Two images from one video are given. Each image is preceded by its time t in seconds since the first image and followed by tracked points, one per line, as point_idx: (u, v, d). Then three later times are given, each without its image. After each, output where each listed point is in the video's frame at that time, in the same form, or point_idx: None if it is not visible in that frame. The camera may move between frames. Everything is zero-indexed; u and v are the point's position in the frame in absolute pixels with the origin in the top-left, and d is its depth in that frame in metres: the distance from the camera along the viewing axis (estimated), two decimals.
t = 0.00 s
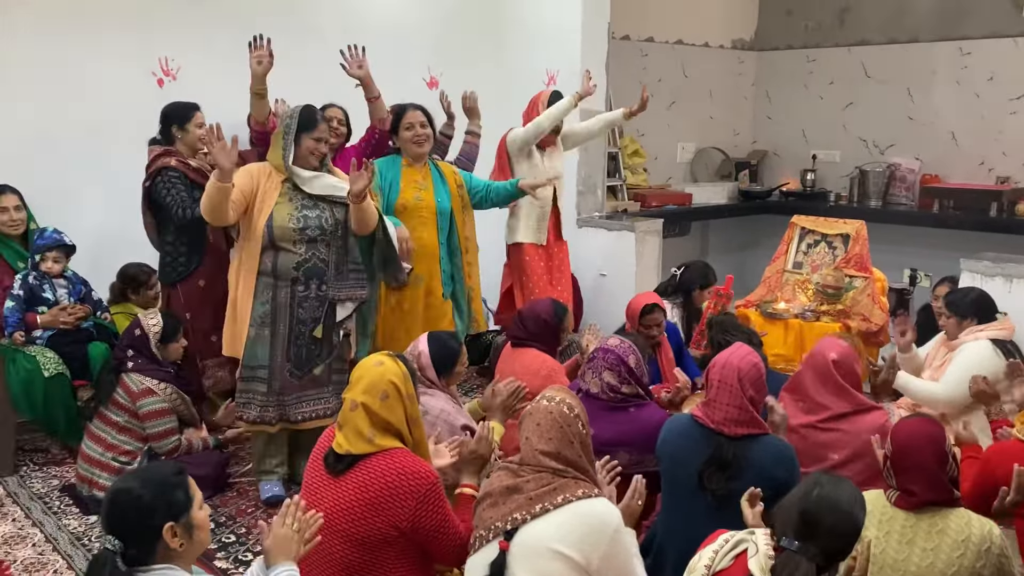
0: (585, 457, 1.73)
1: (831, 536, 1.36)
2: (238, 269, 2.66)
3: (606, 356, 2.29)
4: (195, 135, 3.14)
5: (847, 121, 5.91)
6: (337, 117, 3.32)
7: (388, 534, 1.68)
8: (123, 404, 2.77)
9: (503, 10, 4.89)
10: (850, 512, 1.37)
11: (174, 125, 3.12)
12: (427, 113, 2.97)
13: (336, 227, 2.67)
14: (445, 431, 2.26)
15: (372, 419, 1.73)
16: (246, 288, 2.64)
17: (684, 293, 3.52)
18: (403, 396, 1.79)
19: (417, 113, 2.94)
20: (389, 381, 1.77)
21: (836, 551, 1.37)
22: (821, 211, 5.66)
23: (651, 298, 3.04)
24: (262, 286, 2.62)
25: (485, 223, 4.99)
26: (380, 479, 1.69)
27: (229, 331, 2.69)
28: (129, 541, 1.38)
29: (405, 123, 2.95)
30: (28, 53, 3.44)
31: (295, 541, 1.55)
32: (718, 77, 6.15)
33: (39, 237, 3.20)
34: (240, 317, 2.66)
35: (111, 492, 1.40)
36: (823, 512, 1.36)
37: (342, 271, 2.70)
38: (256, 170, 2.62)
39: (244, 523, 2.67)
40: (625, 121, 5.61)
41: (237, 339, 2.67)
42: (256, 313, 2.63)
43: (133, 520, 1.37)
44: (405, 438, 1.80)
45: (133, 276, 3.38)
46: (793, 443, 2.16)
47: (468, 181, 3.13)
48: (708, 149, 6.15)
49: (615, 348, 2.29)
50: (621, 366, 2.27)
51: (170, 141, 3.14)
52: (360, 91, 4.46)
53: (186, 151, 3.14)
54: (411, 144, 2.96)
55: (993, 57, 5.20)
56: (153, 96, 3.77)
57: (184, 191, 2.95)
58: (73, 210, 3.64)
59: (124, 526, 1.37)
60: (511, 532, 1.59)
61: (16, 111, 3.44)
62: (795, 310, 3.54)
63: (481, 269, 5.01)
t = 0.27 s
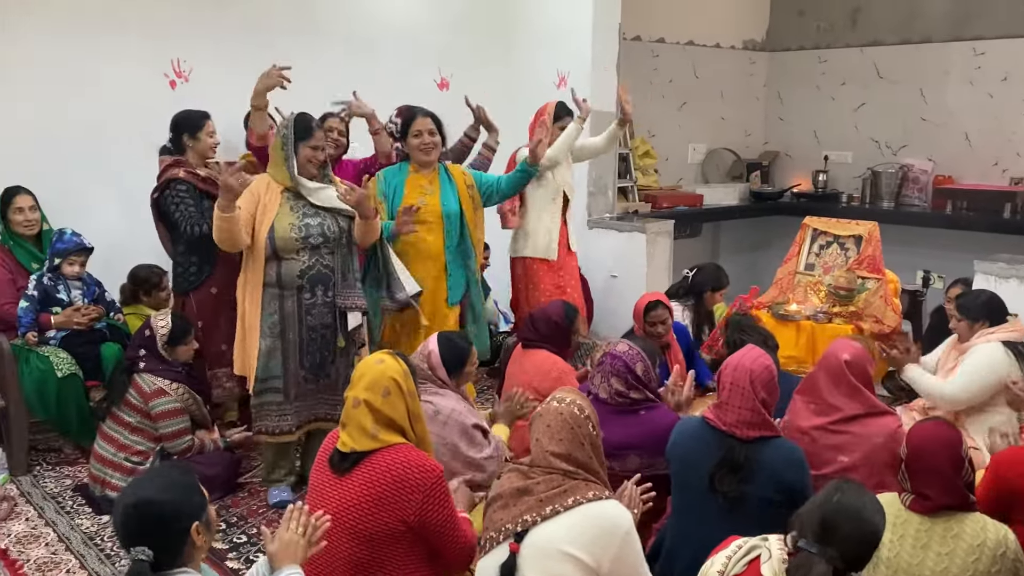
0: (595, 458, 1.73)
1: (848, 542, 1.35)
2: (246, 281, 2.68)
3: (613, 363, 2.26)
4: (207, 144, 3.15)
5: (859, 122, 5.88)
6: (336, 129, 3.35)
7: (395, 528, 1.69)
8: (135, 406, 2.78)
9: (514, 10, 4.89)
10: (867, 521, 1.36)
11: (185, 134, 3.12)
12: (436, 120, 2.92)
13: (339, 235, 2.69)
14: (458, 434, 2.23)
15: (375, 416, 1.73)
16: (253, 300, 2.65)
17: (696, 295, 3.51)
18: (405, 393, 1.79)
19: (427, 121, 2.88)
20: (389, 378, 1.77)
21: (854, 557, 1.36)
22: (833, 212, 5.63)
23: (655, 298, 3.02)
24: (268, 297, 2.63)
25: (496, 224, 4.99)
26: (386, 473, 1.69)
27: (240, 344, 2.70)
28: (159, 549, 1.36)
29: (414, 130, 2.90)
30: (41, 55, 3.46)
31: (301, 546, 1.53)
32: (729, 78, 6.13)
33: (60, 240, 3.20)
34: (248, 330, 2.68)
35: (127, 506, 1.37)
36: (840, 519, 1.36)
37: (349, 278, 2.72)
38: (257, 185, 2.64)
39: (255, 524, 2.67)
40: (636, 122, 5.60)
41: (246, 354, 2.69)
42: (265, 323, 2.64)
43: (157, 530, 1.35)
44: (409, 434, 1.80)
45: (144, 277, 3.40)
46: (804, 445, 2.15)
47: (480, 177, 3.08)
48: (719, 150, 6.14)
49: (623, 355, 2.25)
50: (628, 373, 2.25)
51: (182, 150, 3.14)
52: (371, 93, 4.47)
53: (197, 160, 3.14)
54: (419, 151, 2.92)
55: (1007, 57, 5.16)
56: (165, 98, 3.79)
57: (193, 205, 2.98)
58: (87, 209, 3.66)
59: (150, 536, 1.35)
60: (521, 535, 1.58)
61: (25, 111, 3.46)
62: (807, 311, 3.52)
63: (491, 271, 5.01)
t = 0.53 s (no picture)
0: (606, 460, 1.73)
1: (858, 542, 1.34)
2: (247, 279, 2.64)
3: (625, 365, 2.27)
4: (224, 137, 3.18)
5: (870, 122, 5.86)
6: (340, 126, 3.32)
7: (406, 522, 1.69)
8: (146, 406, 2.78)
9: (525, 11, 4.89)
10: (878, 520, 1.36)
11: (202, 128, 3.15)
12: (445, 116, 2.92)
13: (343, 229, 2.70)
14: (468, 431, 2.25)
15: (380, 412, 1.73)
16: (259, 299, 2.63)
17: (709, 295, 3.50)
18: (409, 389, 1.78)
19: (435, 116, 2.90)
20: (393, 374, 1.77)
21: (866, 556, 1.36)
22: (844, 214, 5.61)
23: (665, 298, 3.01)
24: (276, 295, 2.63)
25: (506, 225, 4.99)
26: (393, 469, 1.68)
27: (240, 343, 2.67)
28: (182, 558, 1.34)
29: (422, 126, 2.92)
30: (53, 56, 3.47)
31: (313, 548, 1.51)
32: (740, 79, 6.12)
33: (74, 241, 3.22)
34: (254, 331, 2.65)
35: (142, 518, 1.34)
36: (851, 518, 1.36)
37: (354, 273, 2.74)
38: (257, 178, 2.63)
39: (266, 524, 2.68)
40: (647, 123, 5.60)
41: (252, 355, 2.64)
42: (273, 322, 2.64)
43: (179, 540, 1.34)
44: (414, 430, 1.80)
45: (156, 278, 3.41)
46: (816, 447, 2.15)
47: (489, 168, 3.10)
48: (730, 151, 6.12)
49: (636, 357, 2.26)
50: (640, 377, 2.26)
51: (198, 144, 3.17)
52: (382, 94, 4.48)
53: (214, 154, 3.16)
54: (428, 146, 2.92)
55: (1020, 57, 5.14)
56: (177, 99, 3.81)
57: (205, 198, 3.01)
58: (100, 210, 3.68)
59: (171, 545, 1.33)
60: (532, 536, 1.59)
61: (38, 112, 3.47)
62: (819, 313, 3.52)
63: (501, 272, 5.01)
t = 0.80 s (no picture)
0: (617, 462, 1.73)
1: (870, 544, 1.34)
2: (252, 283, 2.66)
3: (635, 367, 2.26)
4: (245, 140, 3.22)
5: (882, 123, 5.83)
6: (350, 134, 3.37)
7: (416, 525, 1.69)
8: (156, 406, 2.79)
9: (535, 12, 4.90)
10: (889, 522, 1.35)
11: (222, 130, 3.18)
12: (462, 121, 2.99)
13: (347, 233, 2.70)
14: (480, 433, 2.24)
15: (391, 416, 1.73)
16: (263, 301, 2.65)
17: (720, 297, 3.49)
18: (420, 392, 1.79)
19: (453, 121, 2.96)
20: (404, 377, 1.78)
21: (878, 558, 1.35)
22: (855, 215, 5.59)
23: (675, 301, 3.01)
24: (279, 296, 2.64)
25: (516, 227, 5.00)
26: (404, 473, 1.69)
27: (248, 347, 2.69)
28: (196, 560, 1.35)
29: (441, 130, 2.97)
30: (66, 58, 3.50)
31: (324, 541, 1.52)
32: (750, 80, 6.11)
33: (85, 243, 3.23)
34: (258, 332, 2.67)
35: (159, 521, 1.34)
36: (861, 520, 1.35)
37: (357, 277, 2.73)
38: (256, 187, 2.63)
39: (276, 525, 2.69)
40: (657, 125, 5.59)
41: (256, 357, 2.67)
42: (277, 321, 2.65)
43: (193, 542, 1.34)
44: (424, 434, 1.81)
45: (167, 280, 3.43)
46: (827, 450, 2.14)
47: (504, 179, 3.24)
48: (740, 152, 6.11)
49: (646, 359, 2.25)
50: (648, 379, 2.25)
51: (220, 147, 3.21)
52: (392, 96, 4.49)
53: (235, 155, 3.20)
54: (446, 149, 2.98)
55: None
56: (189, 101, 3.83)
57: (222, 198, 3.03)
58: (113, 211, 3.70)
59: (190, 547, 1.34)
60: (542, 537, 1.58)
61: (51, 115, 3.50)
62: (830, 314, 3.51)
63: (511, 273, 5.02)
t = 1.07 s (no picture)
0: (628, 465, 1.72)
1: (863, 537, 1.35)
2: (265, 287, 2.66)
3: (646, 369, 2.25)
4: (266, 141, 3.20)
5: (892, 124, 5.81)
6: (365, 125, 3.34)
7: (428, 534, 1.69)
8: (161, 406, 2.80)
9: (545, 13, 4.90)
10: (882, 516, 1.36)
11: (245, 132, 3.18)
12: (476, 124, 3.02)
13: (358, 232, 2.71)
14: (489, 434, 2.25)
15: (410, 421, 1.74)
16: (276, 304, 2.64)
17: (728, 300, 3.49)
18: (440, 398, 1.80)
19: (468, 125, 3.00)
20: (425, 383, 1.78)
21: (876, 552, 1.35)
22: (865, 216, 5.57)
23: (683, 303, 3.02)
24: (296, 300, 2.65)
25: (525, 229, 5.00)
26: (421, 480, 1.69)
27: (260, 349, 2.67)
28: (214, 565, 1.36)
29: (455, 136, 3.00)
30: (77, 59, 3.52)
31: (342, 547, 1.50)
32: (760, 81, 6.10)
33: (96, 244, 3.25)
34: (275, 338, 2.66)
35: (180, 524, 1.35)
36: (852, 514, 1.37)
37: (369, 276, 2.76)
38: (263, 190, 2.62)
39: (286, 525, 2.69)
40: (666, 126, 5.59)
41: (276, 363, 2.66)
42: (295, 325, 2.66)
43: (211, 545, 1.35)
44: (443, 440, 1.82)
45: (177, 281, 3.44)
46: (838, 451, 2.13)
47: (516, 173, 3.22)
48: (750, 153, 6.10)
49: (658, 361, 2.23)
50: (660, 381, 2.25)
51: (243, 149, 3.20)
52: (402, 97, 4.50)
53: (257, 157, 3.18)
54: (462, 155, 3.01)
55: None
56: (199, 102, 3.84)
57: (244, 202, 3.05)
58: (124, 211, 3.72)
59: (209, 551, 1.35)
60: (552, 540, 1.58)
61: (63, 117, 3.52)
62: (840, 316, 3.51)
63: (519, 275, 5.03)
